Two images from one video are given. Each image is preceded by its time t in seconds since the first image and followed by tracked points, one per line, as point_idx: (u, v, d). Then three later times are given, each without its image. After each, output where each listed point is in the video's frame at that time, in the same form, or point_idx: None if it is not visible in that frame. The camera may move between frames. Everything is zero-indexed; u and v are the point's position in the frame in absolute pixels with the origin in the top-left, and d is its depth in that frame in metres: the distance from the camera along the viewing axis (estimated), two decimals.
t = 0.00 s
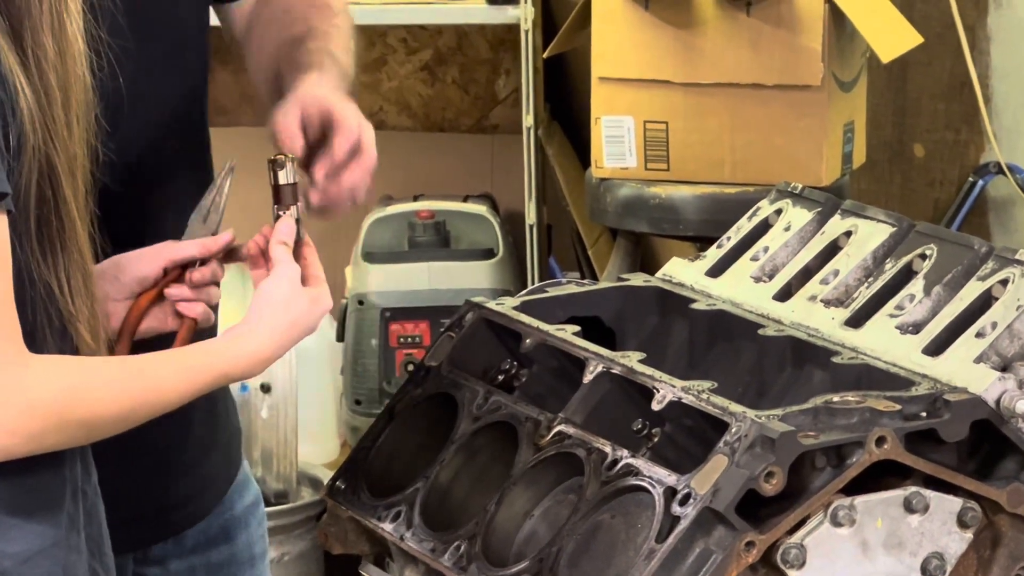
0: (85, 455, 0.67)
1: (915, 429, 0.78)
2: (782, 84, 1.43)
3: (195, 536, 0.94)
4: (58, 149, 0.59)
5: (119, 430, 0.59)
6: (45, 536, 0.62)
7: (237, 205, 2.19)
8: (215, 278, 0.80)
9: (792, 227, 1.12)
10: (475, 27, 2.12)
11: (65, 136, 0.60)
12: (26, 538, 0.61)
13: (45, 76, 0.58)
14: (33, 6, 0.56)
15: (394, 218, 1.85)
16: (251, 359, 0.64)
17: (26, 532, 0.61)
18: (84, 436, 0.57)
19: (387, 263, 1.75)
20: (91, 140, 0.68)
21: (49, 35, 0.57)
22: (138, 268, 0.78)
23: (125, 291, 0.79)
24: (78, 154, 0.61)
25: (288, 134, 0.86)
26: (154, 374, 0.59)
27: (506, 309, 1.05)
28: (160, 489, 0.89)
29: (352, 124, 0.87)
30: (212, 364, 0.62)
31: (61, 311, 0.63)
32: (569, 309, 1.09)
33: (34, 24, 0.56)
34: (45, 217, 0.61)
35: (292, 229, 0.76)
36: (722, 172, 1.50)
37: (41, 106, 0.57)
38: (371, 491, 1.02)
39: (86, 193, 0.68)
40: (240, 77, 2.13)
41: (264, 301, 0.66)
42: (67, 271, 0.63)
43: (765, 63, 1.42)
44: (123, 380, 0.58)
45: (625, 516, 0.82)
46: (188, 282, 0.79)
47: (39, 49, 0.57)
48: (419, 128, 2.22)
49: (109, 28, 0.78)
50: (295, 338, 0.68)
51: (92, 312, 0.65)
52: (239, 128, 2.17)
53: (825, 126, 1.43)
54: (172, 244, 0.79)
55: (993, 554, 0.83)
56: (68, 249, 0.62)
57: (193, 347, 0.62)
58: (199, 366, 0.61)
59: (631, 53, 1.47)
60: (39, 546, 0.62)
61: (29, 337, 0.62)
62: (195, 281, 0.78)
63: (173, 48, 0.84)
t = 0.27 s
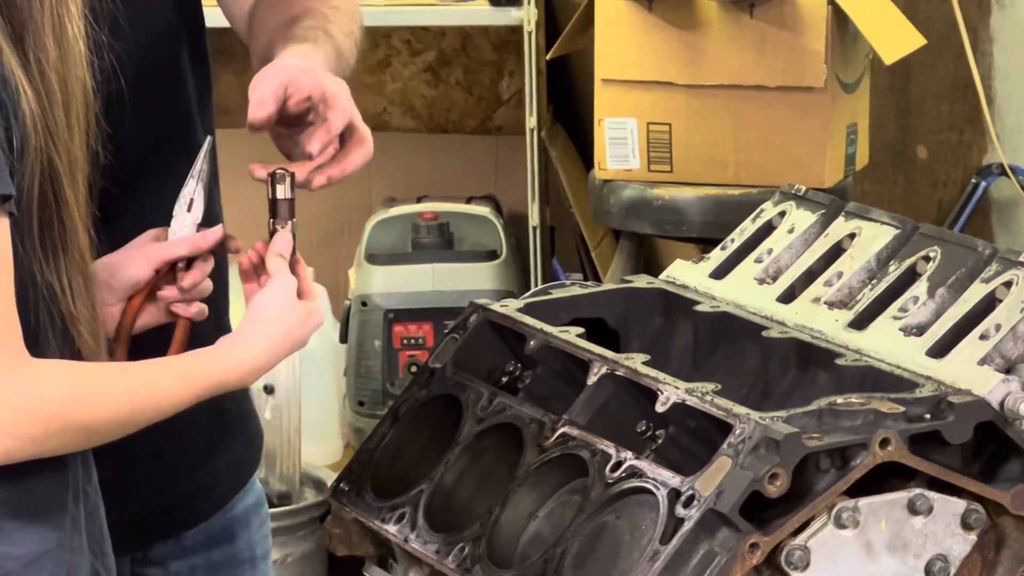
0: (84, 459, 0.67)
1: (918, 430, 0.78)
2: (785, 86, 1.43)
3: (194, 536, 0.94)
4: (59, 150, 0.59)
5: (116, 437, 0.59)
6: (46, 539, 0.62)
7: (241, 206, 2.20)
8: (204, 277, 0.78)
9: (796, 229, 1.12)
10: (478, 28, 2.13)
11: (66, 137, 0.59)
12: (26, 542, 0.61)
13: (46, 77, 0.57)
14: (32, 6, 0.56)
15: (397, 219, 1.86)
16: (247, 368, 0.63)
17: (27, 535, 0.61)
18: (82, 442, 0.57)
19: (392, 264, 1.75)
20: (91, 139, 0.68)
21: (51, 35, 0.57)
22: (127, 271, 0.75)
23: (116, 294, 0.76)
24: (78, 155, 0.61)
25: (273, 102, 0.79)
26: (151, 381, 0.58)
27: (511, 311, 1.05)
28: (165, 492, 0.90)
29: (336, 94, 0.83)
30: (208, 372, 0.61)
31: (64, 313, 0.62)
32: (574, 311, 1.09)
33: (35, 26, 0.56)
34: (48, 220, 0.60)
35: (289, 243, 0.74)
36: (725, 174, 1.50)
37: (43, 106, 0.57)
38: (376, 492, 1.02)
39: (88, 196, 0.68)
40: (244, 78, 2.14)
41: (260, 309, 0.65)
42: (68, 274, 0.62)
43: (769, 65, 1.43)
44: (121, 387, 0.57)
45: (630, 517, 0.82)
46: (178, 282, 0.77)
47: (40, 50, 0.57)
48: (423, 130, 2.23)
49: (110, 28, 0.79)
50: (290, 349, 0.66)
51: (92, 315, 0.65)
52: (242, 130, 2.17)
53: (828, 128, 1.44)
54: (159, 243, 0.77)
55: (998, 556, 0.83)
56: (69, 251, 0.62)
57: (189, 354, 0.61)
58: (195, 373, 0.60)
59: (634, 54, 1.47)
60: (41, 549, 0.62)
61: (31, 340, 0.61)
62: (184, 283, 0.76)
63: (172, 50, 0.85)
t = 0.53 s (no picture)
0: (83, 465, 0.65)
1: (921, 433, 0.78)
2: (787, 87, 1.43)
3: (195, 540, 0.95)
4: (60, 152, 0.58)
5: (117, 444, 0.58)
6: (48, 541, 0.61)
7: (243, 207, 2.20)
8: (193, 298, 0.77)
9: (799, 231, 1.12)
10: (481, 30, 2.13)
11: (67, 139, 0.59)
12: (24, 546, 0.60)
13: (47, 79, 0.57)
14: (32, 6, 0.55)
15: (399, 221, 1.86)
16: (248, 377, 0.63)
17: (26, 538, 0.60)
18: (82, 449, 0.56)
19: (393, 266, 1.75)
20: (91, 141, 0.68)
21: (51, 36, 0.56)
22: (116, 289, 0.75)
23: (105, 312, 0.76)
24: (78, 157, 0.60)
25: (299, 143, 0.77)
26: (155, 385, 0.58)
27: (513, 313, 1.05)
28: (168, 493, 0.90)
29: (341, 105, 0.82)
30: (210, 379, 0.60)
31: (66, 316, 0.62)
32: (576, 313, 1.09)
33: (35, 27, 0.56)
34: (50, 224, 0.59)
35: (286, 257, 0.74)
36: (727, 176, 1.50)
37: (44, 108, 0.56)
38: (377, 494, 1.02)
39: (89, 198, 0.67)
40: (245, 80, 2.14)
41: (258, 320, 0.65)
42: (69, 277, 0.61)
43: (771, 66, 1.43)
44: (126, 390, 0.56)
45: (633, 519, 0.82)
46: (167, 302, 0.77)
47: (40, 51, 0.56)
48: (425, 132, 2.23)
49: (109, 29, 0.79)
50: (287, 362, 0.66)
51: (94, 317, 0.64)
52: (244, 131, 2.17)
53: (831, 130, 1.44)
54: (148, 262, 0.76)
55: (1000, 558, 0.83)
56: (70, 254, 0.61)
57: (191, 362, 0.61)
58: (198, 379, 0.60)
59: (636, 56, 1.47)
60: (43, 552, 0.60)
61: (34, 344, 0.61)
62: (172, 302, 0.76)
63: (171, 50, 0.85)
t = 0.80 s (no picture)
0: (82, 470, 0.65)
1: (923, 434, 0.78)
2: (788, 88, 1.43)
3: (195, 541, 0.95)
4: (59, 153, 0.58)
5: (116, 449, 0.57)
6: (48, 544, 0.60)
7: (244, 208, 2.20)
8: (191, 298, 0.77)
9: (801, 232, 1.12)
10: (482, 31, 2.14)
11: (67, 140, 0.58)
12: (23, 552, 0.59)
13: (49, 79, 0.56)
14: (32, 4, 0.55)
15: (400, 223, 1.85)
16: (248, 382, 0.63)
17: (26, 542, 0.59)
18: (81, 454, 0.55)
19: (395, 267, 1.75)
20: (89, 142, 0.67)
21: (51, 36, 0.56)
22: (115, 291, 0.74)
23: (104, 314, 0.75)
24: (78, 157, 0.60)
25: (292, 156, 0.77)
26: (155, 389, 0.58)
27: (515, 314, 1.05)
28: (169, 496, 0.90)
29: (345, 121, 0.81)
30: (210, 384, 0.60)
31: (66, 319, 0.62)
32: (577, 315, 1.09)
33: (35, 28, 0.55)
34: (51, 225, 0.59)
35: (288, 263, 0.75)
36: (729, 177, 1.50)
37: (43, 108, 0.56)
38: (379, 495, 1.03)
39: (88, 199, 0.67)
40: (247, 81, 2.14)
41: (259, 326, 0.65)
42: (70, 279, 0.61)
43: (772, 67, 1.43)
44: (126, 395, 0.56)
45: (635, 521, 0.82)
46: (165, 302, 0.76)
47: (43, 52, 0.56)
48: (426, 133, 2.23)
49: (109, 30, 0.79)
50: (286, 369, 0.66)
51: (95, 318, 0.64)
52: (246, 132, 2.18)
53: (832, 131, 1.44)
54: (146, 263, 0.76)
55: (1002, 559, 0.83)
56: (70, 255, 0.61)
57: (190, 367, 0.61)
58: (198, 384, 0.60)
59: (638, 57, 1.47)
60: (44, 555, 0.60)
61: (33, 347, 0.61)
62: (171, 304, 0.75)
63: (169, 52, 0.85)
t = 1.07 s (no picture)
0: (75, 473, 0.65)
1: (921, 435, 0.79)
2: (787, 89, 1.43)
3: (191, 544, 0.96)
4: (50, 155, 0.58)
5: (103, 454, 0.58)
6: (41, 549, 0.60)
7: (245, 210, 2.20)
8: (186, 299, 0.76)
9: (799, 233, 1.12)
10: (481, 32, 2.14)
11: (58, 142, 0.59)
12: (16, 561, 0.59)
13: (40, 81, 0.57)
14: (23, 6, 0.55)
15: (400, 224, 1.86)
16: (238, 387, 0.63)
17: (19, 548, 0.59)
18: (70, 459, 0.56)
19: (394, 268, 1.76)
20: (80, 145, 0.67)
21: (41, 38, 0.56)
22: (109, 293, 0.74)
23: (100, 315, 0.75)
24: (69, 160, 0.60)
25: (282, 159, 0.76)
26: (143, 394, 0.58)
27: (513, 315, 1.05)
28: (166, 496, 0.91)
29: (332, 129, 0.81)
30: (200, 388, 0.60)
31: (58, 322, 0.61)
32: (575, 315, 1.09)
33: (24, 30, 0.56)
34: (41, 228, 0.59)
35: (280, 269, 0.75)
36: (728, 178, 1.50)
37: (33, 110, 0.57)
38: (378, 496, 1.03)
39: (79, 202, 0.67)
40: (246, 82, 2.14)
41: (250, 329, 0.65)
42: (62, 281, 0.61)
43: (771, 68, 1.43)
44: (113, 400, 0.56)
45: (633, 522, 0.82)
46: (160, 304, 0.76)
47: (32, 54, 0.56)
48: (426, 134, 2.23)
49: (100, 30, 0.79)
50: (278, 373, 0.66)
51: (86, 321, 0.64)
52: (246, 133, 2.18)
53: (832, 132, 1.44)
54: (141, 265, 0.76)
55: (1000, 560, 0.83)
56: (61, 258, 0.61)
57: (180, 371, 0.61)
58: (187, 388, 0.60)
59: (637, 58, 1.48)
60: (38, 561, 0.60)
61: (24, 351, 0.61)
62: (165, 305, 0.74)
63: (163, 54, 0.86)
